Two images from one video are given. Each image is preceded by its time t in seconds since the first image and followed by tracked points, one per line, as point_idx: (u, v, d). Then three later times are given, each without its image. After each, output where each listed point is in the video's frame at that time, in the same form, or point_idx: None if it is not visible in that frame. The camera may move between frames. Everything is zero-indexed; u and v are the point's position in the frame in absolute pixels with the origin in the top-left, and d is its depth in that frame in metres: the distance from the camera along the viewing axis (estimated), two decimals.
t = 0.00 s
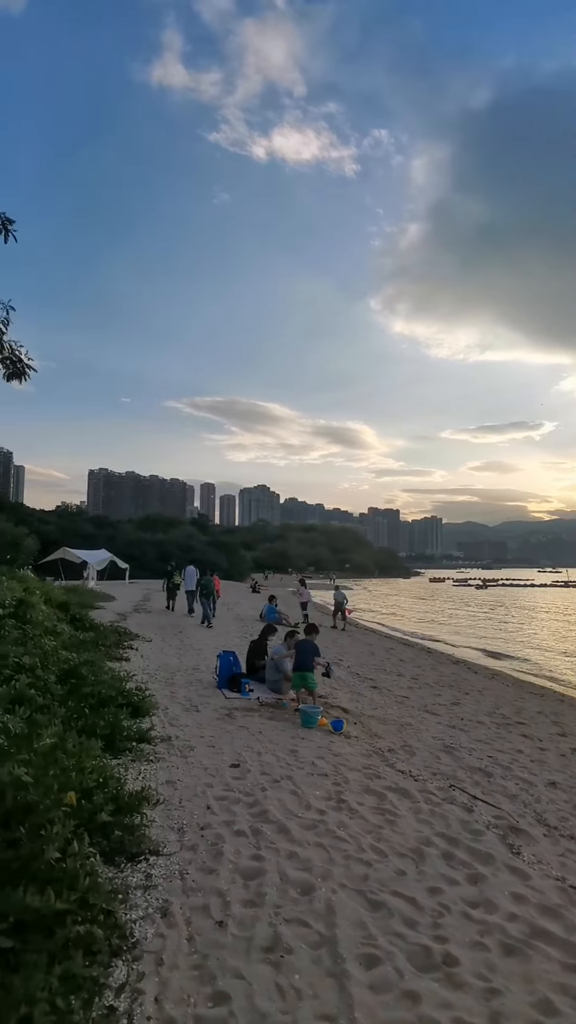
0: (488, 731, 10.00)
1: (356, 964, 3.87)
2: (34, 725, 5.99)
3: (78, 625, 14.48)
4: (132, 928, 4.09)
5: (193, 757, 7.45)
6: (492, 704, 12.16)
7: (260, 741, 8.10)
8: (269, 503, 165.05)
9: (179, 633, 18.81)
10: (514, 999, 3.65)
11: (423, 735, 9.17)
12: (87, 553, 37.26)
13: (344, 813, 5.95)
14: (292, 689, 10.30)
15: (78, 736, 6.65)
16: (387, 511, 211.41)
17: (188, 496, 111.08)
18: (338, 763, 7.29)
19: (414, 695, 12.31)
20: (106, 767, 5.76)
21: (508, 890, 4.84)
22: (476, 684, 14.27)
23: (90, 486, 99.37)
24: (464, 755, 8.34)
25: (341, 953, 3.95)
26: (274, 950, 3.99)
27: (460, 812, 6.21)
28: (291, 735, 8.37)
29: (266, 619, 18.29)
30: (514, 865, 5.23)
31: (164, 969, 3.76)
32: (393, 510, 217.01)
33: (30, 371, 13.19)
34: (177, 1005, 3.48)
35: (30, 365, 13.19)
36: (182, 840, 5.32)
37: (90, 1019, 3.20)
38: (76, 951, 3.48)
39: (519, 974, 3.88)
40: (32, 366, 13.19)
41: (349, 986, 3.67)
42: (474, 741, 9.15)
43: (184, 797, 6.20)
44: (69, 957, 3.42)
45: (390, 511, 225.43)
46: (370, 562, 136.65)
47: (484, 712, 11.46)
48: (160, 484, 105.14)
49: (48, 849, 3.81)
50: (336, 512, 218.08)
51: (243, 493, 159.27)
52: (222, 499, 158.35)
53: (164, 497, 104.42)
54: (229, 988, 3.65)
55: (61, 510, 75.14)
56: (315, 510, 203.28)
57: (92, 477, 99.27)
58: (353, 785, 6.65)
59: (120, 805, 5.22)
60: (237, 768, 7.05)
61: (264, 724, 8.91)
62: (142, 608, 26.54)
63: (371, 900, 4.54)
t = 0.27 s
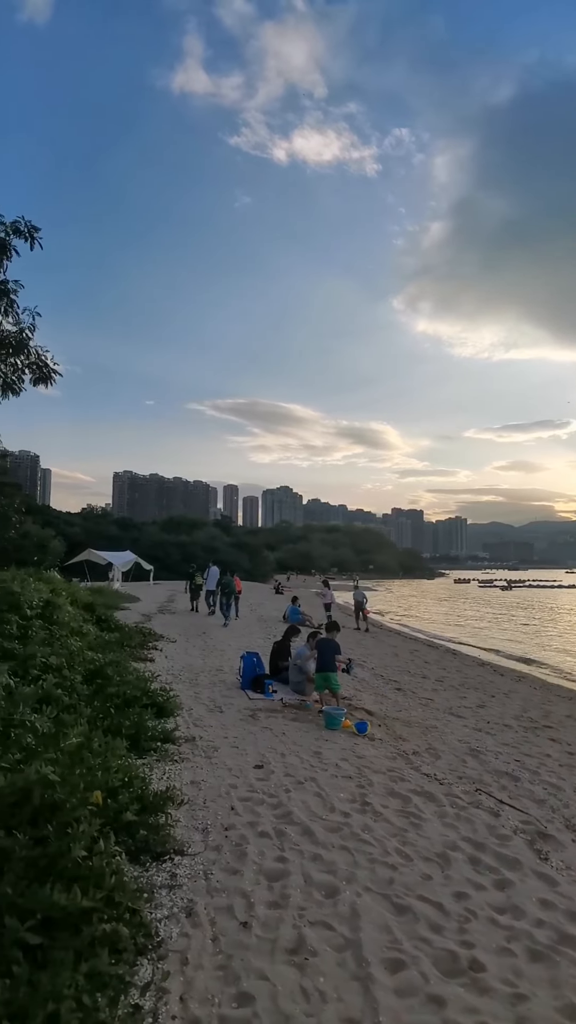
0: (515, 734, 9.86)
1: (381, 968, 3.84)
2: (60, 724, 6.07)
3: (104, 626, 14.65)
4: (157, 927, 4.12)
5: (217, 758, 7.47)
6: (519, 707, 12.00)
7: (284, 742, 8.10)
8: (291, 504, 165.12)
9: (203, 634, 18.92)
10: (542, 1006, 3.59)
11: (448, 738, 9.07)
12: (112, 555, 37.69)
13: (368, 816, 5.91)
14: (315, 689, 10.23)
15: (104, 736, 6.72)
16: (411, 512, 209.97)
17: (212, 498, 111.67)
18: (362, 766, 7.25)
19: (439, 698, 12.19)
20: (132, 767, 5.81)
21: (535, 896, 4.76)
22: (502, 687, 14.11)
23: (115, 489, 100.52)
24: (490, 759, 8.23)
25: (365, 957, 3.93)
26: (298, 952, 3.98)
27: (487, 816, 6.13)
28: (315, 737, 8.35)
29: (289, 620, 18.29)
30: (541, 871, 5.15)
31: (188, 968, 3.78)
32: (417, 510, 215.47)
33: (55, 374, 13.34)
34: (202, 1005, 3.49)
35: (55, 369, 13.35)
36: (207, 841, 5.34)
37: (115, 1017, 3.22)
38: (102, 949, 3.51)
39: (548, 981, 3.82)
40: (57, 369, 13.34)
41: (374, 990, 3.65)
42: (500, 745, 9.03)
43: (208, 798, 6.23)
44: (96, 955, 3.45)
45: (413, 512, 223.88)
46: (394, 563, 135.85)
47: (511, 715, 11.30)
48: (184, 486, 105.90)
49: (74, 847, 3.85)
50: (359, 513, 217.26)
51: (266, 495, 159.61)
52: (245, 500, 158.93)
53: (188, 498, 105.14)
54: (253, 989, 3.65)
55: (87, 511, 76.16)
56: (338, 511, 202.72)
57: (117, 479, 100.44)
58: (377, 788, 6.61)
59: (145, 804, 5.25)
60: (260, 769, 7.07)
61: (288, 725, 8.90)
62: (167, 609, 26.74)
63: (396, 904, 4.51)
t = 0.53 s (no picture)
0: (526, 736, 9.79)
1: (391, 972, 3.82)
2: (70, 724, 6.09)
3: (113, 627, 14.70)
4: (166, 928, 4.12)
5: (226, 759, 7.47)
6: (530, 708, 11.91)
7: (293, 743, 8.08)
8: (300, 505, 165.14)
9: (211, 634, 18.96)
10: (554, 1011, 3.56)
11: (458, 739, 9.02)
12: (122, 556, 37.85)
13: (378, 817, 5.89)
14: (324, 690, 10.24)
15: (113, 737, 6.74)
16: (420, 512, 209.36)
17: (220, 499, 111.93)
18: (371, 767, 7.23)
19: (449, 699, 12.14)
20: (141, 767, 5.82)
21: (546, 900, 4.72)
22: (512, 688, 14.03)
23: (125, 490, 101.00)
24: (500, 761, 8.18)
25: (375, 960, 3.91)
26: (308, 954, 3.96)
27: (497, 819, 6.09)
28: (324, 738, 8.33)
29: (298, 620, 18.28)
30: (553, 875, 5.10)
31: (197, 970, 3.77)
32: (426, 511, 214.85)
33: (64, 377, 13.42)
34: (211, 1006, 3.49)
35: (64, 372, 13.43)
36: (216, 842, 5.34)
37: (124, 1018, 3.23)
38: (111, 949, 3.52)
39: (560, 987, 3.78)
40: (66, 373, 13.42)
41: (384, 993, 3.63)
42: (511, 746, 8.96)
43: (217, 798, 6.23)
44: (105, 956, 3.45)
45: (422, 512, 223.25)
46: (403, 564, 135.53)
47: (521, 716, 11.23)
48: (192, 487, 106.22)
49: (84, 847, 3.86)
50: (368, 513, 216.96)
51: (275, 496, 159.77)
52: (254, 501, 159.07)
53: (196, 498, 105.54)
54: (262, 991, 3.64)
55: (96, 513, 76.51)
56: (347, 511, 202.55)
57: (127, 481, 100.96)
58: (387, 789, 6.58)
59: (154, 805, 5.26)
60: (269, 770, 7.06)
61: (296, 726, 8.89)
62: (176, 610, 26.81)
63: (406, 906, 4.48)
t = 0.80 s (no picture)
0: (530, 736, 9.75)
1: (394, 974, 3.80)
2: (73, 725, 6.09)
3: (116, 628, 14.70)
4: (168, 929, 4.11)
5: (229, 760, 7.45)
6: (534, 709, 11.86)
7: (296, 744, 8.06)
8: (303, 506, 165.17)
9: (215, 635, 18.94)
10: (559, 1016, 3.53)
11: (462, 740, 9.00)
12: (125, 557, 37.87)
13: (381, 819, 5.87)
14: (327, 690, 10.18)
15: (116, 738, 6.74)
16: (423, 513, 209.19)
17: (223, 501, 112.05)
18: (374, 768, 7.21)
19: (452, 700, 12.11)
20: (144, 768, 5.81)
21: (550, 901, 4.70)
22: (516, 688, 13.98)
23: (128, 492, 101.11)
24: (504, 761, 8.14)
25: (378, 962, 3.89)
26: (311, 955, 3.95)
27: (501, 820, 6.06)
28: (327, 739, 8.32)
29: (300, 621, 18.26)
30: (557, 876, 5.08)
31: (200, 972, 3.75)
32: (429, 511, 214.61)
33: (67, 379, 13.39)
34: (213, 1008, 3.47)
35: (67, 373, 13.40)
36: (219, 843, 5.32)
37: (127, 1019, 3.22)
38: (114, 950, 3.51)
39: (565, 991, 3.75)
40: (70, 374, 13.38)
41: (387, 996, 3.61)
42: (514, 747, 8.93)
43: (220, 799, 6.22)
44: (107, 957, 3.44)
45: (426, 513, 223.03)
46: (406, 565, 135.42)
47: (525, 717, 11.18)
48: (196, 488, 106.33)
49: (86, 848, 3.85)
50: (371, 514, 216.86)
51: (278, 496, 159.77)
52: (257, 501, 159.05)
53: (199, 499, 105.66)
54: (265, 993, 3.62)
55: (100, 514, 76.58)
56: (350, 512, 202.50)
57: (130, 482, 101.13)
58: (390, 790, 6.56)
59: (157, 806, 5.25)
60: (272, 771, 7.04)
61: (300, 727, 8.87)
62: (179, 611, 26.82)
63: (409, 908, 4.46)
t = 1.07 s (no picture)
0: (530, 737, 9.73)
1: (394, 976, 3.78)
2: (72, 725, 6.07)
3: (116, 628, 14.67)
4: (167, 930, 4.09)
5: (229, 760, 7.43)
6: (534, 710, 11.84)
7: (295, 745, 8.04)
8: (303, 507, 165.15)
9: (215, 636, 18.91)
10: (560, 1019, 3.50)
11: (462, 741, 8.97)
12: (124, 558, 37.83)
13: (381, 819, 5.85)
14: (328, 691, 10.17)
15: (115, 738, 6.72)
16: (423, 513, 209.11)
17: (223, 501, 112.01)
18: (374, 769, 7.19)
19: (452, 700, 12.09)
20: (143, 769, 5.79)
21: (551, 903, 4.67)
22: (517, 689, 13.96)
23: (128, 493, 101.09)
24: (504, 762, 8.12)
25: (378, 964, 3.87)
26: (310, 957, 3.93)
27: (501, 820, 6.04)
28: (326, 739, 8.30)
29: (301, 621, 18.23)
30: (558, 878, 5.05)
31: (199, 973, 3.73)
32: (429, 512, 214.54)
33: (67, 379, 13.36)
34: (212, 1010, 3.45)
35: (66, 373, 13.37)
36: (218, 844, 5.30)
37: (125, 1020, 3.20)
38: (112, 951, 3.49)
39: (566, 994, 3.73)
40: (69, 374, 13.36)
41: (387, 998, 3.59)
42: (515, 748, 8.91)
43: (219, 800, 6.20)
44: (105, 958, 3.42)
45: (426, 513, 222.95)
46: (407, 565, 135.41)
47: (526, 717, 11.16)
48: (196, 488, 106.30)
49: (85, 849, 3.84)
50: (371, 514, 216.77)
51: (278, 497, 159.75)
52: (257, 503, 159.29)
53: (200, 499, 105.65)
54: (264, 995, 3.60)
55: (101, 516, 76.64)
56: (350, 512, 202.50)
57: (130, 483, 101.11)
58: (390, 791, 6.53)
59: (156, 807, 5.23)
60: (272, 772, 7.02)
61: (299, 728, 8.85)
62: (179, 611, 26.79)
63: (409, 909, 4.44)
